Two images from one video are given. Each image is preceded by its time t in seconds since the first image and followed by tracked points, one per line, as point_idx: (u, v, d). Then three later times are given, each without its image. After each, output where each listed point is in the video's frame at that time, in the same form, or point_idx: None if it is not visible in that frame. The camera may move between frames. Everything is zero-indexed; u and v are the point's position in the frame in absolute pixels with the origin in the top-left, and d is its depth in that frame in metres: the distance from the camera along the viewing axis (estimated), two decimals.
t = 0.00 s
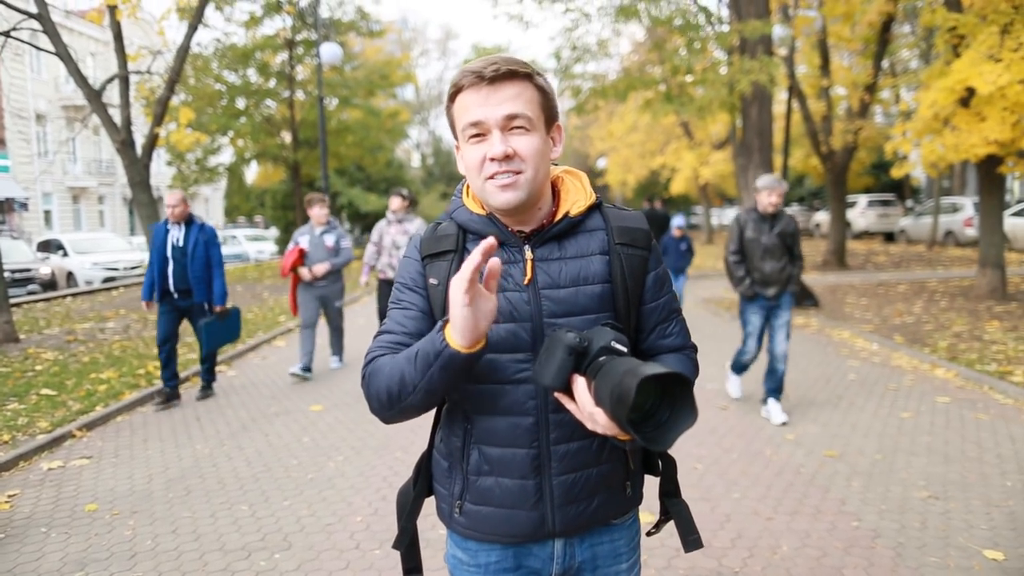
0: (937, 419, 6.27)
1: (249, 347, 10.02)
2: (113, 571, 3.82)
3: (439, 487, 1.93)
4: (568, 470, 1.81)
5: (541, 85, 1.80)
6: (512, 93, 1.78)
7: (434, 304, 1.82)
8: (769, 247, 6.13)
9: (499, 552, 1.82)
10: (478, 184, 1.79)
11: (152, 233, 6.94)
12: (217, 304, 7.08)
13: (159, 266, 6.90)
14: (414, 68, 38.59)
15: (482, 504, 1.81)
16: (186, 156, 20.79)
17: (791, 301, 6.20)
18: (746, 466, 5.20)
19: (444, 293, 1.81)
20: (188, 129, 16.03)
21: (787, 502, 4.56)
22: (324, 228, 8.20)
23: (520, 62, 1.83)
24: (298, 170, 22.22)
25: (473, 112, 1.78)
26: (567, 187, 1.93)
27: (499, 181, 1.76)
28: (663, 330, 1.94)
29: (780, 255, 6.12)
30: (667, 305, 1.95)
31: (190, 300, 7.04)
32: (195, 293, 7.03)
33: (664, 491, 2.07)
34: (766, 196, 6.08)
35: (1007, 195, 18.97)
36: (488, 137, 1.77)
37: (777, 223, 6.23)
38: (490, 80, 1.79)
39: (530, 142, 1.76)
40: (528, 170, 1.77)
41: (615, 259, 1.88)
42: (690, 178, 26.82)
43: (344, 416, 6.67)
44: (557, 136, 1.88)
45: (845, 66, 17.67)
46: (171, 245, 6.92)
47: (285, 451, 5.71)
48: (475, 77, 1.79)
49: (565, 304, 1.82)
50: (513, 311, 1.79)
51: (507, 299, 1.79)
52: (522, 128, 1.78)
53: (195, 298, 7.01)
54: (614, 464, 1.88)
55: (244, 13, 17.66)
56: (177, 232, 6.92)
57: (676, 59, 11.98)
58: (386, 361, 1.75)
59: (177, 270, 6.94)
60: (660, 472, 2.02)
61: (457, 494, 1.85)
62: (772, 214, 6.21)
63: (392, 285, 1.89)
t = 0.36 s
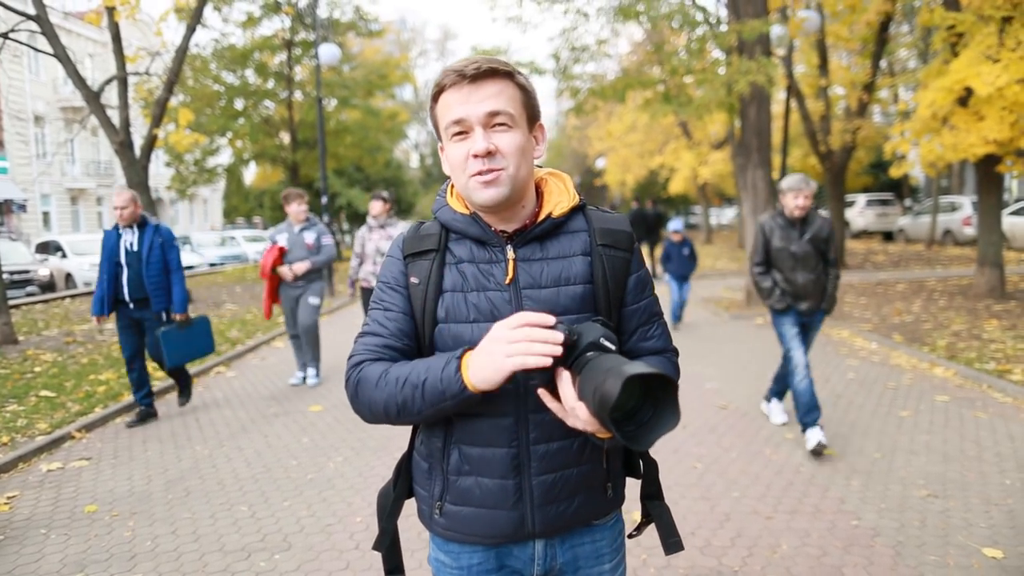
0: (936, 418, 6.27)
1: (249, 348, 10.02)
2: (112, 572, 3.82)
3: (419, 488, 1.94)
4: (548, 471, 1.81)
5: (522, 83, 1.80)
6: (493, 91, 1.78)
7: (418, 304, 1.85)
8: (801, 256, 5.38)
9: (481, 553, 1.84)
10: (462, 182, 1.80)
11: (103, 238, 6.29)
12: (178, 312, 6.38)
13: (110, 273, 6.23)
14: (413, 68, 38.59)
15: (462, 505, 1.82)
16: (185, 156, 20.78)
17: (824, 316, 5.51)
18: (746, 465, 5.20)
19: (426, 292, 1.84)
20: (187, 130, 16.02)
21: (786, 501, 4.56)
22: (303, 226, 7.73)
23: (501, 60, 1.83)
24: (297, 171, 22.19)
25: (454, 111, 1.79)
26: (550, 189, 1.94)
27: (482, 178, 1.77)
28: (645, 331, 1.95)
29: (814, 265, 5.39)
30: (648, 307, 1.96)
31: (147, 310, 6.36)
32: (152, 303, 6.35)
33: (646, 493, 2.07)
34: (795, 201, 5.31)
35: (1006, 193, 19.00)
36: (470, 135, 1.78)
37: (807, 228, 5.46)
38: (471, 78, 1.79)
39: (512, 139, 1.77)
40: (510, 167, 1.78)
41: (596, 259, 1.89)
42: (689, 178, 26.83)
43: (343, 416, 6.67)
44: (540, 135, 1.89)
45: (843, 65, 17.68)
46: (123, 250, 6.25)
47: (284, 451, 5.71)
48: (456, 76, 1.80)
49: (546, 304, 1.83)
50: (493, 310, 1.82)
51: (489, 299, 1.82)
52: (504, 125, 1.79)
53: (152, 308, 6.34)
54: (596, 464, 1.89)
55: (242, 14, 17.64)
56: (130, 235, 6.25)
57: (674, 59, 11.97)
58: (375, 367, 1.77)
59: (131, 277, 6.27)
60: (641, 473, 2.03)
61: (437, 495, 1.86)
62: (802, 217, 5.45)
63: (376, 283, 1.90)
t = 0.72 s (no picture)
0: (937, 414, 6.26)
1: (249, 343, 10.01)
2: (113, 566, 3.82)
3: (402, 483, 1.94)
4: (530, 463, 1.80)
5: (516, 76, 1.81)
6: (489, 80, 1.79)
7: (401, 296, 1.85)
8: (844, 248, 4.75)
9: (465, 547, 1.84)
10: (457, 169, 1.79)
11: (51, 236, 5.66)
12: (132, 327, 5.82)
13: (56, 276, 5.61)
14: (414, 63, 38.51)
15: (445, 497, 1.82)
16: (185, 151, 20.76)
17: (873, 314, 4.78)
18: (747, 461, 5.20)
19: (410, 285, 1.84)
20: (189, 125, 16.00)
21: (787, 496, 4.56)
22: (290, 223, 7.07)
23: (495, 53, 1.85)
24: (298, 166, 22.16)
25: (451, 97, 1.79)
26: (535, 183, 1.93)
27: (477, 165, 1.76)
28: (629, 326, 1.93)
29: (858, 259, 4.76)
30: (632, 302, 1.95)
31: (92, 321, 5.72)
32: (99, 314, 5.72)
33: (631, 489, 2.07)
34: (841, 184, 4.69)
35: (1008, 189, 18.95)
36: (466, 121, 1.78)
37: (853, 217, 4.82)
38: (468, 66, 1.80)
39: (507, 128, 1.78)
40: (504, 156, 1.78)
41: (579, 253, 1.88)
42: (690, 173, 26.78)
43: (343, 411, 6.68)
44: (529, 129, 1.90)
45: (845, 61, 17.62)
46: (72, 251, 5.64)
47: (285, 446, 5.71)
48: (453, 64, 1.81)
49: (528, 297, 1.82)
50: (476, 302, 1.82)
51: (473, 292, 1.82)
52: (499, 114, 1.79)
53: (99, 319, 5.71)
54: (579, 458, 1.88)
55: (243, 8, 17.59)
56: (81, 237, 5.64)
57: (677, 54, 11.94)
58: (357, 359, 1.78)
59: (77, 283, 5.63)
60: (627, 468, 2.03)
61: (420, 488, 1.86)
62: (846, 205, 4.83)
63: (359, 276, 1.90)
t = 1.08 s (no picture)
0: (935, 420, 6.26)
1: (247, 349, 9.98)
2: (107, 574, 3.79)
3: (397, 491, 1.94)
4: (524, 470, 1.79)
5: (508, 83, 1.81)
6: (481, 87, 1.79)
7: (392, 304, 1.84)
8: (903, 267, 4.03)
9: (460, 554, 1.83)
10: (446, 176, 1.78)
11: None
12: (61, 338, 5.29)
13: None
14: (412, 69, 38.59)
15: (440, 505, 1.81)
16: (183, 156, 20.72)
17: (938, 345, 4.07)
18: (745, 468, 5.19)
19: (401, 292, 1.83)
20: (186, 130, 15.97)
21: (785, 503, 4.55)
22: (264, 234, 6.55)
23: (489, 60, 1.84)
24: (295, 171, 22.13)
25: (442, 104, 1.78)
26: (527, 188, 1.93)
27: (466, 173, 1.76)
28: (621, 332, 1.92)
29: (920, 279, 4.05)
30: (625, 307, 1.94)
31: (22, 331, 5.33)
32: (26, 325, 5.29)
33: (627, 495, 2.06)
34: (901, 190, 3.93)
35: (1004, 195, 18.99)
36: (457, 128, 1.78)
37: (914, 228, 4.07)
38: (460, 73, 1.80)
39: (497, 135, 1.77)
40: (494, 164, 1.78)
41: (571, 258, 1.88)
42: (688, 179, 26.79)
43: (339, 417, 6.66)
44: (520, 136, 1.90)
45: (842, 68, 17.68)
46: None
47: (282, 453, 5.69)
48: (446, 70, 1.80)
49: (521, 303, 1.82)
50: (468, 309, 1.81)
51: (464, 299, 1.81)
52: (490, 122, 1.79)
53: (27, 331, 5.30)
54: (573, 465, 1.87)
55: (240, 13, 17.58)
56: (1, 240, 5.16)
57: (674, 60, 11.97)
58: (353, 370, 1.78)
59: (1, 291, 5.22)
60: (622, 475, 2.03)
61: (414, 496, 1.85)
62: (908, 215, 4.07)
63: (352, 284, 1.90)
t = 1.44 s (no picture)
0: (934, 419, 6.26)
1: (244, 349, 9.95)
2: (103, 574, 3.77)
3: (401, 488, 1.93)
4: (530, 468, 1.79)
5: (514, 83, 1.79)
6: (486, 88, 1.77)
7: (393, 304, 1.83)
8: (970, 279, 3.44)
9: (464, 552, 1.82)
10: (451, 179, 1.78)
11: None
12: None
13: None
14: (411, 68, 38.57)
15: (445, 502, 1.80)
16: (181, 155, 20.64)
17: (1003, 379, 3.56)
18: (744, 467, 5.18)
19: (402, 291, 1.82)
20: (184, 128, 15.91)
21: (784, 503, 4.54)
22: (228, 228, 6.07)
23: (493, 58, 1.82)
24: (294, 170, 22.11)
25: (447, 106, 1.76)
26: (531, 185, 1.92)
27: (472, 176, 1.76)
28: (627, 328, 1.93)
29: (990, 293, 3.45)
30: (631, 304, 1.94)
31: None
32: None
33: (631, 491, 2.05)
34: (961, 188, 3.39)
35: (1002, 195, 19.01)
36: (462, 131, 1.76)
37: (980, 233, 3.49)
38: (466, 73, 1.77)
39: (503, 139, 1.77)
40: (501, 167, 1.77)
41: (578, 255, 1.87)
42: (686, 179, 26.78)
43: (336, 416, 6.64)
44: (524, 135, 1.89)
45: (840, 67, 17.66)
46: None
47: (279, 452, 5.67)
48: (450, 70, 1.77)
49: (527, 300, 1.81)
50: (474, 307, 1.80)
51: (470, 296, 1.79)
52: (495, 124, 1.78)
53: None
54: (579, 462, 1.87)
55: (239, 12, 17.54)
56: None
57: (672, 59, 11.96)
58: (352, 371, 1.77)
59: None
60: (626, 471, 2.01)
61: (419, 493, 1.84)
62: (970, 217, 3.50)
63: (354, 282, 1.88)
